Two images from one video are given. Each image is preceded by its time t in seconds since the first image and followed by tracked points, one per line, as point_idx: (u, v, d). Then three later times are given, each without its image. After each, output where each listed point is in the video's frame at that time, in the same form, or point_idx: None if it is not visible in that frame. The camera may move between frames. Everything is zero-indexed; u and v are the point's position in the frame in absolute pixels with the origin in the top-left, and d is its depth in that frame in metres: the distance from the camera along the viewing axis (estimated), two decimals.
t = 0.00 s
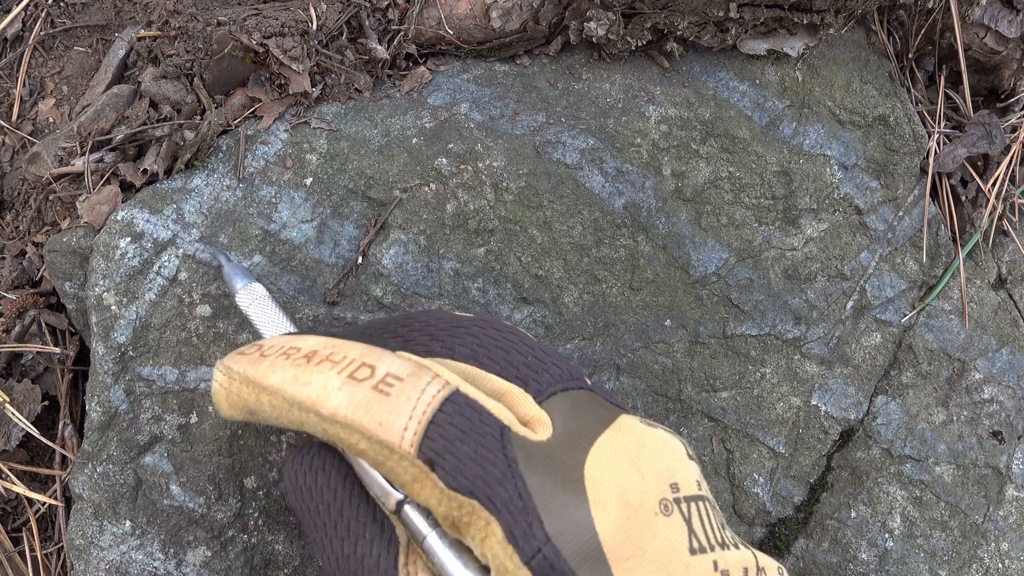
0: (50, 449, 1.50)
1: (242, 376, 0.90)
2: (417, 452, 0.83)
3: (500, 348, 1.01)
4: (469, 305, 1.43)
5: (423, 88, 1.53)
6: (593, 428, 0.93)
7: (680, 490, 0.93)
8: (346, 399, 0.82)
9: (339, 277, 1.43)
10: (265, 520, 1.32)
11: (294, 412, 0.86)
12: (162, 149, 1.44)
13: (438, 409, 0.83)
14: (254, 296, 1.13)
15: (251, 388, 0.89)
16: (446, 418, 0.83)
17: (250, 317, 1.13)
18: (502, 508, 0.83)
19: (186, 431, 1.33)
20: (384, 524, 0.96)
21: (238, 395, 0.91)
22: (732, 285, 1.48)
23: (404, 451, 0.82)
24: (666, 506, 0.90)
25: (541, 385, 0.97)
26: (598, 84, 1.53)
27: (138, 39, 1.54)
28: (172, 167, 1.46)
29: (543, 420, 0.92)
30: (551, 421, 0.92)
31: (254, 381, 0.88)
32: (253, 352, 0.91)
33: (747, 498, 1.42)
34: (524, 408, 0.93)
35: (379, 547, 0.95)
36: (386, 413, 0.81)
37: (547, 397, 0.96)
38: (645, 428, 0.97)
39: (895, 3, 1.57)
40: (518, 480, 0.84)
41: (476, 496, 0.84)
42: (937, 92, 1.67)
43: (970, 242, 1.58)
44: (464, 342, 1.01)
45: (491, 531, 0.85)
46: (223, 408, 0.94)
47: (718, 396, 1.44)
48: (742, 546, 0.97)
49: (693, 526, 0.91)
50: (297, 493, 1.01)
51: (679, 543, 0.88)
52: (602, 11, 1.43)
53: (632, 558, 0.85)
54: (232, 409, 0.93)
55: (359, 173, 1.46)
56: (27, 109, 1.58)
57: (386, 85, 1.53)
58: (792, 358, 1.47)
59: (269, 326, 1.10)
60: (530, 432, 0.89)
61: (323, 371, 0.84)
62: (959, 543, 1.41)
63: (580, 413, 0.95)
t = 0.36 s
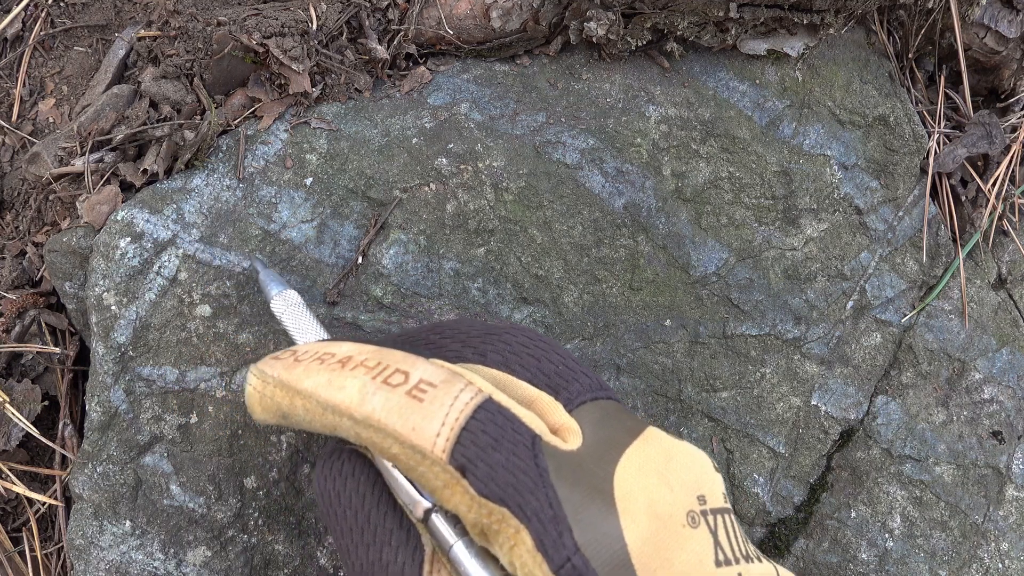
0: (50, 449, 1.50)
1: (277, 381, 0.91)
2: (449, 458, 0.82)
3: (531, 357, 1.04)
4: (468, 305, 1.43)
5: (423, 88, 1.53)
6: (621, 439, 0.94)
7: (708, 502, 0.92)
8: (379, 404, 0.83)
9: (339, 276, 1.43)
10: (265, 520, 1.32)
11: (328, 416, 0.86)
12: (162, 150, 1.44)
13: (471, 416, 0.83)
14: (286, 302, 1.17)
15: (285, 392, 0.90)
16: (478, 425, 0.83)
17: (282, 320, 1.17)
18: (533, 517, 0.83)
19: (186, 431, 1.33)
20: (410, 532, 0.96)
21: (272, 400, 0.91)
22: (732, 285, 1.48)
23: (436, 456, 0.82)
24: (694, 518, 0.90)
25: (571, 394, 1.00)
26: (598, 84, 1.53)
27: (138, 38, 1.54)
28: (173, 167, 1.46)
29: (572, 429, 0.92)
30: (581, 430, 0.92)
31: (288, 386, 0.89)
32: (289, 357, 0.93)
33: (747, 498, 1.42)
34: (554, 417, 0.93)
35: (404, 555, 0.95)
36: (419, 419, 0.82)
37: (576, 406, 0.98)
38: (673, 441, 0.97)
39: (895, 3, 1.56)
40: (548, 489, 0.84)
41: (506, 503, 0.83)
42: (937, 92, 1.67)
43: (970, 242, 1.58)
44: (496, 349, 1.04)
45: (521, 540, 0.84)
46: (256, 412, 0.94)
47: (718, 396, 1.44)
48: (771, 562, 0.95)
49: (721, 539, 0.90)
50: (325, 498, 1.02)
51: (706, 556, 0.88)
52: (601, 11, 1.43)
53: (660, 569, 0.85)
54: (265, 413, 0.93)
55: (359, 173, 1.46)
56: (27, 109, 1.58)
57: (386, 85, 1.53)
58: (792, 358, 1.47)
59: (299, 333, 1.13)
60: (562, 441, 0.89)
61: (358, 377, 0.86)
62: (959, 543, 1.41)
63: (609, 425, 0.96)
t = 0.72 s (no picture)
0: (50, 449, 1.50)
1: (300, 400, 0.88)
2: (473, 482, 0.79)
3: (554, 377, 1.02)
4: (468, 305, 1.43)
5: (423, 88, 1.53)
6: (642, 463, 0.93)
7: (727, 527, 0.93)
8: (403, 425, 0.80)
9: (339, 276, 1.43)
10: (265, 520, 1.32)
11: (351, 436, 0.84)
12: (162, 150, 1.44)
13: (496, 439, 0.79)
14: (308, 322, 1.08)
15: (309, 411, 0.88)
16: (504, 449, 0.80)
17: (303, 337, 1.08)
18: (557, 542, 0.80)
19: (186, 431, 1.33)
20: (430, 555, 0.92)
21: (297, 419, 0.89)
22: (732, 285, 1.48)
23: (460, 479, 0.79)
24: (713, 544, 0.91)
25: (594, 416, 0.98)
26: (598, 84, 1.53)
27: (138, 39, 1.54)
28: (173, 167, 1.46)
29: (594, 452, 0.91)
30: (602, 453, 0.92)
31: (312, 405, 0.87)
32: (312, 376, 0.90)
33: (747, 498, 1.42)
34: (577, 439, 0.92)
35: None
36: (443, 442, 0.78)
37: (598, 429, 0.97)
38: (692, 465, 0.97)
39: (895, 3, 1.57)
40: (573, 514, 0.82)
41: (530, 528, 0.80)
42: (937, 92, 1.67)
43: (970, 242, 1.58)
44: (519, 369, 1.02)
45: (544, 565, 0.81)
46: (278, 430, 0.92)
47: (718, 396, 1.44)
48: None
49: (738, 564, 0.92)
50: (346, 518, 0.98)
51: None
52: (601, 11, 1.43)
53: None
54: (288, 432, 0.91)
55: (359, 173, 1.46)
56: (27, 109, 1.58)
57: (386, 85, 1.53)
58: (792, 358, 1.47)
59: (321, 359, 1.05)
60: (584, 465, 0.88)
61: (381, 398, 0.82)
62: (959, 543, 1.41)
63: (630, 449, 0.95)
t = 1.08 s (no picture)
0: (50, 449, 1.50)
1: (213, 380, 0.91)
2: (390, 452, 0.82)
3: (474, 343, 1.01)
4: (469, 305, 1.43)
5: (423, 88, 1.53)
6: (569, 420, 0.91)
7: (659, 480, 0.91)
8: (316, 400, 0.83)
9: (339, 276, 1.43)
10: (265, 520, 1.32)
11: (266, 414, 0.86)
12: (162, 149, 1.44)
13: (410, 407, 0.83)
14: (220, 294, 1.20)
15: (222, 392, 0.90)
16: (418, 416, 0.83)
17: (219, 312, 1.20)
18: (477, 504, 0.83)
19: (186, 431, 1.33)
20: (363, 522, 0.96)
21: (213, 399, 0.92)
22: (732, 285, 1.48)
23: (377, 449, 0.82)
24: (644, 497, 0.88)
25: (516, 377, 0.97)
26: (598, 84, 1.53)
27: (138, 39, 1.54)
28: (172, 166, 1.46)
29: (518, 415, 0.91)
30: (526, 415, 0.91)
31: (224, 385, 0.89)
32: (225, 355, 0.92)
33: (747, 498, 1.42)
34: (499, 402, 0.92)
35: (360, 546, 0.95)
36: (357, 414, 0.82)
37: (522, 390, 0.95)
38: (623, 420, 0.95)
39: (895, 3, 1.56)
40: (493, 475, 0.83)
41: (450, 492, 0.83)
42: (937, 92, 1.67)
43: (970, 242, 1.58)
44: (439, 338, 1.00)
45: (467, 528, 0.84)
46: (195, 412, 0.95)
47: (718, 396, 1.44)
48: (725, 534, 0.96)
49: (674, 517, 0.89)
50: (274, 498, 1.00)
51: (658, 535, 0.87)
52: (602, 11, 1.43)
53: (611, 549, 0.84)
54: (205, 414, 0.94)
55: (360, 173, 1.46)
56: (27, 109, 1.58)
57: (386, 85, 1.53)
58: (792, 358, 1.47)
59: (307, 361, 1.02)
60: (504, 426, 0.88)
61: (292, 374, 0.85)
62: (959, 543, 1.41)
63: (560, 408, 0.93)
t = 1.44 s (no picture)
0: (50, 449, 1.50)
1: (245, 397, 0.89)
2: (425, 471, 0.82)
3: (503, 361, 0.94)
4: (469, 305, 1.43)
5: (423, 88, 1.53)
6: (598, 438, 0.87)
7: (691, 498, 0.86)
8: (352, 420, 0.84)
9: (339, 276, 1.43)
10: (265, 520, 1.32)
11: (301, 432, 0.86)
12: (162, 150, 1.44)
13: (445, 428, 0.82)
14: (247, 310, 1.14)
15: (254, 409, 0.89)
16: (452, 436, 0.82)
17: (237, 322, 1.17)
18: (514, 524, 0.82)
19: (186, 431, 1.33)
20: (394, 539, 0.91)
21: (242, 416, 0.90)
22: (732, 285, 1.48)
23: (412, 469, 0.82)
24: (676, 517, 0.83)
25: (547, 399, 0.90)
26: (598, 84, 1.53)
27: (138, 39, 1.54)
28: (172, 166, 1.46)
29: (552, 434, 0.86)
30: (560, 434, 0.86)
31: (256, 402, 0.88)
32: (254, 371, 0.91)
33: (747, 498, 1.42)
34: (530, 422, 0.88)
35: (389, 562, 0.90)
36: (392, 434, 0.82)
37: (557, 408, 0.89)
38: (654, 436, 0.91)
39: (895, 3, 1.56)
40: (528, 495, 0.82)
41: (487, 512, 0.83)
42: (937, 92, 1.67)
43: (971, 242, 1.58)
44: (468, 357, 0.95)
45: (503, 547, 0.83)
46: (224, 430, 0.92)
47: (718, 396, 1.44)
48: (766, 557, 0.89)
49: (709, 536, 0.84)
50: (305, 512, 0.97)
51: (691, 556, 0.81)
52: (602, 11, 1.43)
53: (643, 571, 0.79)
54: (235, 430, 0.91)
55: (359, 173, 1.46)
56: (27, 109, 1.58)
57: (386, 85, 1.53)
58: (792, 358, 1.47)
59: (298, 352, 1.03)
60: (536, 447, 0.85)
61: (326, 393, 0.85)
62: (959, 543, 1.41)
63: (588, 426, 0.89)
